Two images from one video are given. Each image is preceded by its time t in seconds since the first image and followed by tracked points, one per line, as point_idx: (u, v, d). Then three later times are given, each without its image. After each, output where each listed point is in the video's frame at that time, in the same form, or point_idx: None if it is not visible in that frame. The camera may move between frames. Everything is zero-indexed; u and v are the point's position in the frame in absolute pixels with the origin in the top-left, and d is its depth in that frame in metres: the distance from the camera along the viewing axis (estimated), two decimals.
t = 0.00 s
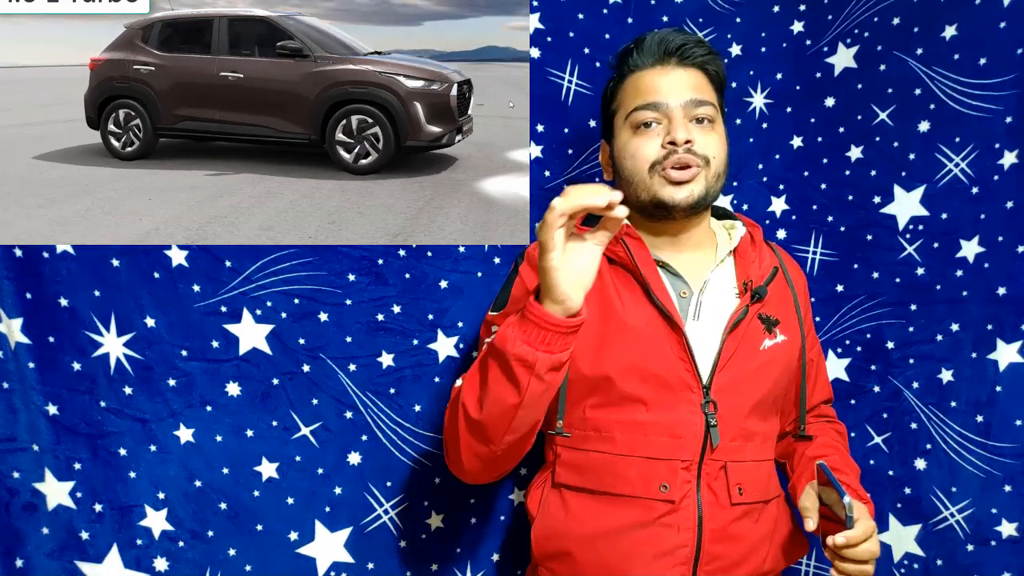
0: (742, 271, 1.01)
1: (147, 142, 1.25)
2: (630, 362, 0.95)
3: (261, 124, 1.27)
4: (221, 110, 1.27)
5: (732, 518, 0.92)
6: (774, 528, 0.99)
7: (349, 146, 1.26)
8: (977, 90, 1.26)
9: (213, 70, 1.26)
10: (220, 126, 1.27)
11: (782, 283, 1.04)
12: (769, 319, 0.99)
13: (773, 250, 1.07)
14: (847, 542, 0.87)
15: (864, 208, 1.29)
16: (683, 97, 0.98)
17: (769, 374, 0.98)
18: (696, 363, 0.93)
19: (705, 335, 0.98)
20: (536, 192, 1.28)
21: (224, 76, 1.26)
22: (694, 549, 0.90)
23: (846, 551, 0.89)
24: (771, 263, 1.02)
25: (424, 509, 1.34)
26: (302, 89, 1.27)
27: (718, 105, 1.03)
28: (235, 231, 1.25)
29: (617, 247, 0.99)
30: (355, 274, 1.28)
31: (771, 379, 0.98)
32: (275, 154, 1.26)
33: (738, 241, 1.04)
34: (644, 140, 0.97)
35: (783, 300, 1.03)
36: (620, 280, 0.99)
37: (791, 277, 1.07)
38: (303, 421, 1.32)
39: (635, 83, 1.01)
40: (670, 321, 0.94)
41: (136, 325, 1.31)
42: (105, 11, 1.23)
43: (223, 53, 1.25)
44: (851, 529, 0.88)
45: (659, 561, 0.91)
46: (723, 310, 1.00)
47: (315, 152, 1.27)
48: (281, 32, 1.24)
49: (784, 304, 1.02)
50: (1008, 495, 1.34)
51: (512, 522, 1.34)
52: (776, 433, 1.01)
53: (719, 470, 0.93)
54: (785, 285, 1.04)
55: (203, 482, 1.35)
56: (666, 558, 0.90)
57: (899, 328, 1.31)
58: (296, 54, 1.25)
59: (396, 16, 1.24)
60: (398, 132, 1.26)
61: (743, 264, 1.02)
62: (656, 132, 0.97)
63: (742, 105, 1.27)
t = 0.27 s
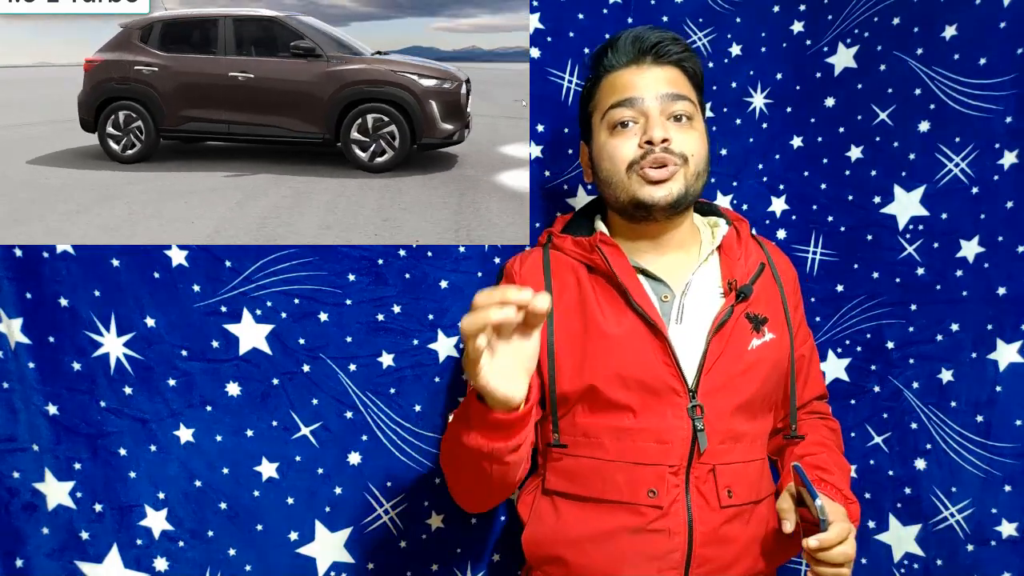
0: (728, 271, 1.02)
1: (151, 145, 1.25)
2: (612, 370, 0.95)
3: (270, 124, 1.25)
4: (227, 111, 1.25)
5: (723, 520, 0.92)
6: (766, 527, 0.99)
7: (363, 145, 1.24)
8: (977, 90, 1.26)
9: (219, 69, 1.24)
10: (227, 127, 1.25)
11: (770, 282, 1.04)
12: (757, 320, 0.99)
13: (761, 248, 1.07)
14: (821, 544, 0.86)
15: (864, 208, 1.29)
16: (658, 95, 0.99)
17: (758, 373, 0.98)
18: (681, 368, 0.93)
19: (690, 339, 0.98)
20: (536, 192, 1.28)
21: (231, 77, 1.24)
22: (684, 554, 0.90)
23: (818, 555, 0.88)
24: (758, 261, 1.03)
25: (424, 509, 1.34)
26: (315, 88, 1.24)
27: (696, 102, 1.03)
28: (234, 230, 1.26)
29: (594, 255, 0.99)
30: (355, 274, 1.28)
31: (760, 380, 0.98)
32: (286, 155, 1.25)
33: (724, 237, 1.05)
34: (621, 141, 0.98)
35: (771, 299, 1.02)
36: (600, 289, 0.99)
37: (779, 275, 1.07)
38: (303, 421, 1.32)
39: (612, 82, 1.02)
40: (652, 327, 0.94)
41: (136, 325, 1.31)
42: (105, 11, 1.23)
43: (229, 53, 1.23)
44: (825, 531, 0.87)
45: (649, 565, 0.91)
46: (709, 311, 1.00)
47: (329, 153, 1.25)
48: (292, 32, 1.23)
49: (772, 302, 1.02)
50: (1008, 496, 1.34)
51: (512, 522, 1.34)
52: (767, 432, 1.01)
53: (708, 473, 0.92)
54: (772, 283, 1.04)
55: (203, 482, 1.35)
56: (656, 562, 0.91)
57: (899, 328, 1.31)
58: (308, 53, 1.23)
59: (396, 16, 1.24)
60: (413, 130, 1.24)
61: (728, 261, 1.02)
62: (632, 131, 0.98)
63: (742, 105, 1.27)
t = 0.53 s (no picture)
0: (724, 271, 1.02)
1: (155, 146, 1.25)
2: (607, 371, 0.95)
3: (280, 124, 1.25)
4: (235, 111, 1.24)
5: (720, 520, 0.92)
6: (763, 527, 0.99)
7: (375, 143, 1.25)
8: (977, 90, 1.26)
9: (226, 69, 1.23)
10: (235, 127, 1.25)
11: (765, 282, 1.04)
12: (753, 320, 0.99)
13: (756, 247, 1.07)
14: (816, 546, 0.86)
15: (864, 208, 1.29)
16: (640, 94, 0.99)
17: (754, 374, 0.98)
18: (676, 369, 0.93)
19: (686, 339, 0.98)
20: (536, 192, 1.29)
21: (239, 77, 1.24)
22: (682, 554, 0.90)
23: (815, 556, 0.87)
24: (754, 261, 1.03)
25: (424, 509, 1.34)
26: (326, 87, 1.24)
27: (683, 102, 1.02)
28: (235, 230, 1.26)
29: (588, 255, 0.99)
30: (355, 274, 1.28)
31: (755, 379, 0.98)
32: (298, 155, 1.25)
33: (720, 236, 1.05)
34: (600, 139, 0.99)
35: (768, 299, 1.02)
36: (594, 289, 0.99)
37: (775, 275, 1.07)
38: (303, 421, 1.32)
39: (595, 82, 1.02)
40: (648, 327, 0.94)
41: (136, 325, 1.31)
42: (105, 11, 1.23)
43: (237, 53, 1.23)
44: (821, 533, 0.86)
45: (647, 565, 0.91)
46: (705, 311, 1.00)
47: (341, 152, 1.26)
48: (301, 32, 1.23)
49: (768, 302, 1.02)
50: (1008, 496, 1.34)
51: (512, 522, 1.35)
52: (763, 433, 1.00)
53: (704, 474, 0.92)
54: (768, 282, 1.04)
55: (203, 482, 1.34)
56: (653, 563, 0.91)
57: (899, 328, 1.31)
58: (319, 53, 1.23)
59: (396, 16, 1.24)
60: (424, 129, 1.25)
61: (725, 261, 1.03)
62: (610, 131, 0.99)
63: (742, 105, 1.27)
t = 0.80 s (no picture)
0: (727, 274, 1.02)
1: (164, 148, 1.25)
2: (607, 371, 0.95)
3: (292, 124, 1.26)
4: (247, 112, 1.25)
5: (714, 520, 0.92)
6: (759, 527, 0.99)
7: (389, 141, 1.26)
8: (977, 90, 1.26)
9: (235, 70, 1.24)
10: (247, 127, 1.26)
11: (769, 286, 1.04)
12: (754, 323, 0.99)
13: (761, 251, 1.07)
14: (808, 547, 0.86)
15: (864, 208, 1.29)
16: (634, 123, 0.96)
17: (754, 375, 0.98)
18: (676, 369, 0.93)
19: (686, 340, 0.98)
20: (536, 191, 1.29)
21: (252, 77, 1.25)
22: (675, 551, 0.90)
23: (806, 556, 0.87)
24: (758, 264, 1.03)
25: (424, 509, 1.34)
26: (337, 87, 1.25)
27: (683, 127, 0.98)
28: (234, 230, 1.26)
29: (590, 255, 0.99)
30: (355, 274, 1.28)
31: (756, 382, 0.98)
32: (311, 155, 1.25)
33: (725, 239, 1.05)
34: (593, 165, 0.99)
35: (770, 302, 1.02)
36: (596, 289, 0.99)
37: (779, 279, 1.07)
38: (303, 421, 1.32)
39: (592, 103, 0.99)
40: (649, 327, 0.95)
41: (136, 325, 1.31)
42: (105, 11, 1.22)
43: (247, 54, 1.24)
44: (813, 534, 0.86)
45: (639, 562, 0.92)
46: (707, 313, 1.00)
47: (352, 150, 1.26)
48: (311, 32, 1.23)
49: (771, 305, 1.02)
50: (1008, 495, 1.35)
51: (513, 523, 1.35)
52: (761, 434, 1.01)
53: (700, 473, 0.92)
54: (771, 285, 1.04)
55: (203, 482, 1.34)
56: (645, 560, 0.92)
57: (899, 328, 1.31)
58: (331, 52, 1.23)
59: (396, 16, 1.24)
60: (435, 125, 1.26)
61: (728, 264, 1.02)
62: (603, 158, 0.98)
63: (742, 105, 1.27)
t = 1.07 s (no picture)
0: (727, 274, 1.01)
1: (171, 150, 1.24)
2: (608, 372, 0.95)
3: (300, 124, 1.25)
4: (256, 112, 1.24)
5: (718, 519, 0.92)
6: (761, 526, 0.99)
7: (395, 140, 1.26)
8: (977, 90, 1.26)
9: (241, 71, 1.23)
10: (256, 128, 1.24)
11: (769, 286, 1.04)
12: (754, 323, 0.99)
13: (761, 251, 1.07)
14: (804, 547, 0.86)
15: (864, 208, 1.29)
16: (632, 123, 0.96)
17: (755, 375, 0.98)
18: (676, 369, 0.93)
19: (687, 340, 0.98)
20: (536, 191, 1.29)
21: (259, 77, 1.24)
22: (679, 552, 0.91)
23: (803, 559, 0.87)
24: (758, 264, 1.02)
25: (424, 509, 1.34)
26: (344, 87, 1.25)
27: (680, 126, 0.98)
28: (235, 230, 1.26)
29: (591, 256, 0.99)
30: (355, 274, 1.28)
31: (756, 381, 0.98)
32: (320, 155, 1.25)
33: (725, 239, 1.05)
34: (591, 165, 0.99)
35: (770, 302, 1.02)
36: (596, 290, 0.99)
37: (779, 279, 1.07)
38: (303, 421, 1.32)
39: (589, 103, 0.99)
40: (649, 328, 0.94)
41: (136, 325, 1.31)
42: (104, 11, 1.22)
43: (254, 54, 1.23)
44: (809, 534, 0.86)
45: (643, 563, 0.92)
46: (707, 313, 1.00)
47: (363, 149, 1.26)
48: (319, 34, 1.23)
49: (770, 305, 1.02)
50: (1008, 495, 1.35)
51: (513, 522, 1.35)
52: (762, 433, 1.01)
53: (702, 473, 0.92)
54: (771, 286, 1.04)
55: (203, 482, 1.34)
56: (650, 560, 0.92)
57: (899, 328, 1.31)
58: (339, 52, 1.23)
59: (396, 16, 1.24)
60: (441, 124, 1.26)
61: (728, 265, 1.02)
62: (602, 158, 0.98)
63: (742, 105, 1.27)
